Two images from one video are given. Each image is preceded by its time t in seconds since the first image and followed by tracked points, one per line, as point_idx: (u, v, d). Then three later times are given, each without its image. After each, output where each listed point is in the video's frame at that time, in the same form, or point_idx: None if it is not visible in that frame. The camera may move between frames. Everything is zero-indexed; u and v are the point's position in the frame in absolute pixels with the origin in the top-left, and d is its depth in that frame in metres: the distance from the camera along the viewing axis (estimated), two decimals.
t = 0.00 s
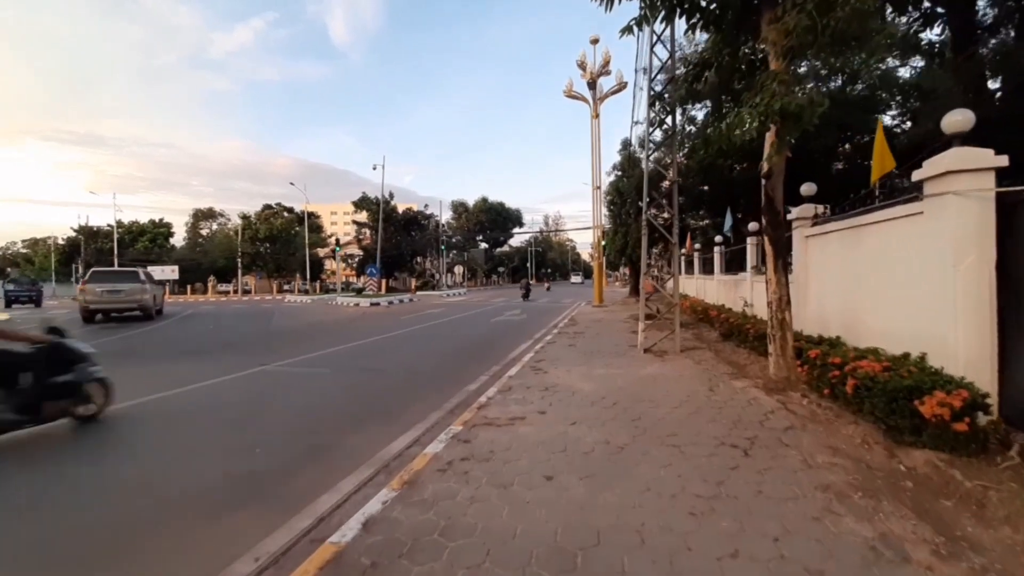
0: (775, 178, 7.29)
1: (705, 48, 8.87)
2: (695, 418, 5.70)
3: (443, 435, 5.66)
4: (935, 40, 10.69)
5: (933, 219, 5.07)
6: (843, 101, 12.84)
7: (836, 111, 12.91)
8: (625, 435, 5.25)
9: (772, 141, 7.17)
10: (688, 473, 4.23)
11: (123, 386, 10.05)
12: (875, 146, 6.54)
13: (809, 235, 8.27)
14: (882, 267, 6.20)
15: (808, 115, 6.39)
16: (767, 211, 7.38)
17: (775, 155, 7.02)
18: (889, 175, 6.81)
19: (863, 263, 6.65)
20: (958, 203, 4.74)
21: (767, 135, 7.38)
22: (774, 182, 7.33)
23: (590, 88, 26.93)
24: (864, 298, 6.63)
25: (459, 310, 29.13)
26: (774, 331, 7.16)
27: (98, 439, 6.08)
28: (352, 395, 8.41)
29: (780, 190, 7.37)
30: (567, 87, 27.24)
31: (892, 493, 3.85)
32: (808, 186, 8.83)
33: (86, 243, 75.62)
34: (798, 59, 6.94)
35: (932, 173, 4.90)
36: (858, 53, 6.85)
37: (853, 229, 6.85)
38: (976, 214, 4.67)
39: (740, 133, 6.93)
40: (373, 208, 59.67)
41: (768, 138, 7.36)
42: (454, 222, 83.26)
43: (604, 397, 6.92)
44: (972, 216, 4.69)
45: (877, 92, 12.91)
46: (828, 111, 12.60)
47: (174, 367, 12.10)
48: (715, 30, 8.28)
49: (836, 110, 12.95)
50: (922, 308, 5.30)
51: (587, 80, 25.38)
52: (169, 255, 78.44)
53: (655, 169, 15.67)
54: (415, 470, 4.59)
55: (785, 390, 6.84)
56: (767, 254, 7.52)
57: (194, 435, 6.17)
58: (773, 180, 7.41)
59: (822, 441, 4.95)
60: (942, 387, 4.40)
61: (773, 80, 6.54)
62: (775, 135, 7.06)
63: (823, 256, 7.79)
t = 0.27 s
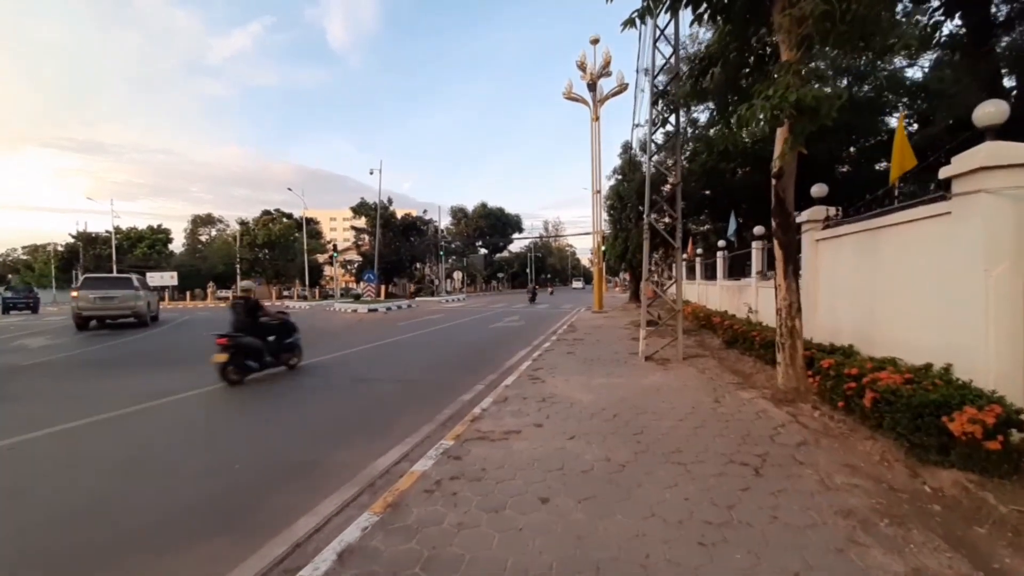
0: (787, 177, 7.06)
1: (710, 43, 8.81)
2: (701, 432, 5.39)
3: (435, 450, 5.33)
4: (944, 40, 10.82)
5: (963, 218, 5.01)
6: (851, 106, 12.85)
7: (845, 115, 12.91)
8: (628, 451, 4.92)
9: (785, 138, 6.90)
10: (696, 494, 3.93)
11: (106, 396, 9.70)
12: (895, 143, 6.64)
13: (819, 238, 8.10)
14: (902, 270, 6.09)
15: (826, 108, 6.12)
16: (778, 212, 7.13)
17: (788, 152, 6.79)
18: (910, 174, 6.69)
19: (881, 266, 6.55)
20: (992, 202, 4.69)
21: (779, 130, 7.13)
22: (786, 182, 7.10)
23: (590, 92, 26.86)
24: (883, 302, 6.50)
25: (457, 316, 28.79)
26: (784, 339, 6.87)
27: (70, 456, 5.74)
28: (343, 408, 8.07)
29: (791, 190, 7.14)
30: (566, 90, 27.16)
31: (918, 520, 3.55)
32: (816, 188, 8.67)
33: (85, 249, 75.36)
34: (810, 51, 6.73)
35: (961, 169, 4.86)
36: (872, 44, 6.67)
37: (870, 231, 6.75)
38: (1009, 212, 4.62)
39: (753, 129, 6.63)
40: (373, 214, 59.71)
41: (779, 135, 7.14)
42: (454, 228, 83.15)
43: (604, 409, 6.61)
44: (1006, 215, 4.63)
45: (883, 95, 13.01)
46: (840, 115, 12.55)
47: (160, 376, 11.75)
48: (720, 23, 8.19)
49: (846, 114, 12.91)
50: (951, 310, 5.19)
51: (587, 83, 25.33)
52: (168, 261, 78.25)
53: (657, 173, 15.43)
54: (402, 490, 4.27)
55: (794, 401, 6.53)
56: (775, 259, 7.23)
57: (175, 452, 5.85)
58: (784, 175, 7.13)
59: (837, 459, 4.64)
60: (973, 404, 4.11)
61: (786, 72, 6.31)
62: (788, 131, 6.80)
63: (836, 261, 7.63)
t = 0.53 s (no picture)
0: (795, 174, 6.63)
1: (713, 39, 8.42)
2: (709, 448, 4.96)
3: (420, 467, 4.91)
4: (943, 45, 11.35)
5: (985, 216, 4.63)
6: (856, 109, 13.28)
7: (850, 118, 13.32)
8: (631, 470, 4.49)
9: (793, 134, 6.43)
10: (708, 523, 3.50)
11: (84, 403, 9.28)
12: (907, 138, 6.13)
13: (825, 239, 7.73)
14: (917, 273, 5.71)
15: (836, 103, 5.62)
16: (786, 211, 6.70)
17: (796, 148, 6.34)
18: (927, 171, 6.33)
19: (892, 269, 6.16)
20: (1019, 197, 4.28)
21: (786, 127, 6.66)
22: (794, 179, 6.66)
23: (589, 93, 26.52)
24: (897, 306, 6.10)
25: (455, 318, 28.37)
26: (795, 345, 6.45)
27: (20, 484, 5.26)
28: (327, 418, 7.63)
29: (799, 188, 6.71)
30: (565, 92, 26.86)
31: (961, 554, 3.12)
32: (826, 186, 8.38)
33: (83, 251, 74.98)
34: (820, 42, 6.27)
35: (984, 164, 4.50)
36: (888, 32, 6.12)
37: (880, 232, 6.35)
38: None
39: (758, 124, 6.18)
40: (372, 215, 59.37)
41: (786, 132, 6.70)
42: (454, 229, 82.73)
43: (604, 419, 6.19)
44: None
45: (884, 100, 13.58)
46: (847, 114, 12.86)
47: (145, 381, 11.33)
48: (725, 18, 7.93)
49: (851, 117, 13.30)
50: (977, 314, 4.79)
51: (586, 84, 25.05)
52: (166, 263, 77.87)
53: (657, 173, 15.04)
54: (380, 516, 3.85)
55: (807, 412, 6.10)
56: (784, 260, 6.81)
57: (137, 478, 5.39)
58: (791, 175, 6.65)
59: (861, 479, 4.22)
60: (1013, 418, 3.68)
61: (793, 64, 5.84)
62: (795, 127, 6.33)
63: (844, 263, 7.24)
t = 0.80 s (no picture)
0: (808, 169, 6.27)
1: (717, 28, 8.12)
2: (718, 461, 4.64)
3: (407, 482, 4.57)
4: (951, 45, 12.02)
5: (1017, 214, 4.34)
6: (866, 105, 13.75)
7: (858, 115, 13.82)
8: (634, 486, 4.16)
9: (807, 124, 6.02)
10: (720, 550, 3.17)
11: (63, 407, 8.91)
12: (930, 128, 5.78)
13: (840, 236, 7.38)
14: (939, 273, 5.41)
15: (854, 91, 5.17)
16: (798, 209, 6.37)
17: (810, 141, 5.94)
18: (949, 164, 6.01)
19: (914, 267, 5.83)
20: None
21: (799, 119, 6.24)
22: (806, 174, 6.31)
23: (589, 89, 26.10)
24: (919, 305, 5.79)
25: (453, 318, 28.02)
26: (806, 349, 6.14)
27: None
28: (314, 425, 7.24)
29: (812, 183, 6.35)
30: (564, 88, 26.46)
31: None
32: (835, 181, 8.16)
33: (79, 249, 74.38)
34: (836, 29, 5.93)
35: (1018, 156, 4.18)
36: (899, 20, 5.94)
37: (897, 230, 6.04)
38: None
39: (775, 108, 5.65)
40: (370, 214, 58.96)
41: (799, 124, 6.27)
42: (453, 227, 82.28)
43: (605, 428, 5.85)
44: None
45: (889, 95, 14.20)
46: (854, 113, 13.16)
47: (129, 383, 10.96)
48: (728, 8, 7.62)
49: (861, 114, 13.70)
50: (1011, 315, 4.49)
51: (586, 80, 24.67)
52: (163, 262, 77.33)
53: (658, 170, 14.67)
54: (359, 541, 3.51)
55: (820, 420, 5.78)
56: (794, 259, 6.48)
57: (101, 492, 5.00)
58: (801, 169, 6.28)
59: (883, 497, 3.89)
60: None
61: (808, 49, 5.41)
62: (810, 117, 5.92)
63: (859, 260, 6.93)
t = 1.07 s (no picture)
0: (824, 154, 6.04)
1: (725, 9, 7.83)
2: (726, 468, 4.33)
3: (393, 490, 4.26)
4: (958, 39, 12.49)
5: None
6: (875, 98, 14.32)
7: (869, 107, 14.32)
8: (637, 497, 3.85)
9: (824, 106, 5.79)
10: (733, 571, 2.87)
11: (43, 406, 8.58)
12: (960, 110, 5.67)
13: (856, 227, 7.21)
14: (969, 268, 5.19)
15: (880, 64, 4.94)
16: (813, 198, 6.11)
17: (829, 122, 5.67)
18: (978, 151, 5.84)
19: (936, 256, 5.70)
20: None
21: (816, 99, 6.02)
22: (822, 161, 6.08)
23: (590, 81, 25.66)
24: (939, 295, 5.67)
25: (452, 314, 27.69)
26: (819, 347, 5.86)
27: None
28: (302, 424, 6.94)
29: (827, 171, 6.12)
30: (565, 79, 26.00)
31: None
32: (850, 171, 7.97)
33: (77, 245, 73.99)
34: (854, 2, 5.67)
35: None
36: None
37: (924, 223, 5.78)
38: None
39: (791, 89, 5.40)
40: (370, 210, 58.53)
41: (816, 106, 6.06)
42: (453, 224, 81.82)
43: (606, 431, 5.55)
44: None
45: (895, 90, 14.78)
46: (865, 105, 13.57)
47: (116, 380, 10.65)
48: None
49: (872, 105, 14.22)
50: None
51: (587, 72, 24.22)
52: (162, 258, 76.98)
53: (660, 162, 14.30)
54: (335, 560, 3.19)
55: (833, 423, 5.48)
56: (808, 252, 6.17)
57: (68, 497, 4.69)
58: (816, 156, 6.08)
59: (905, 511, 3.60)
60: None
61: (830, 19, 5.18)
62: (829, 97, 5.66)
63: (879, 250, 6.74)
